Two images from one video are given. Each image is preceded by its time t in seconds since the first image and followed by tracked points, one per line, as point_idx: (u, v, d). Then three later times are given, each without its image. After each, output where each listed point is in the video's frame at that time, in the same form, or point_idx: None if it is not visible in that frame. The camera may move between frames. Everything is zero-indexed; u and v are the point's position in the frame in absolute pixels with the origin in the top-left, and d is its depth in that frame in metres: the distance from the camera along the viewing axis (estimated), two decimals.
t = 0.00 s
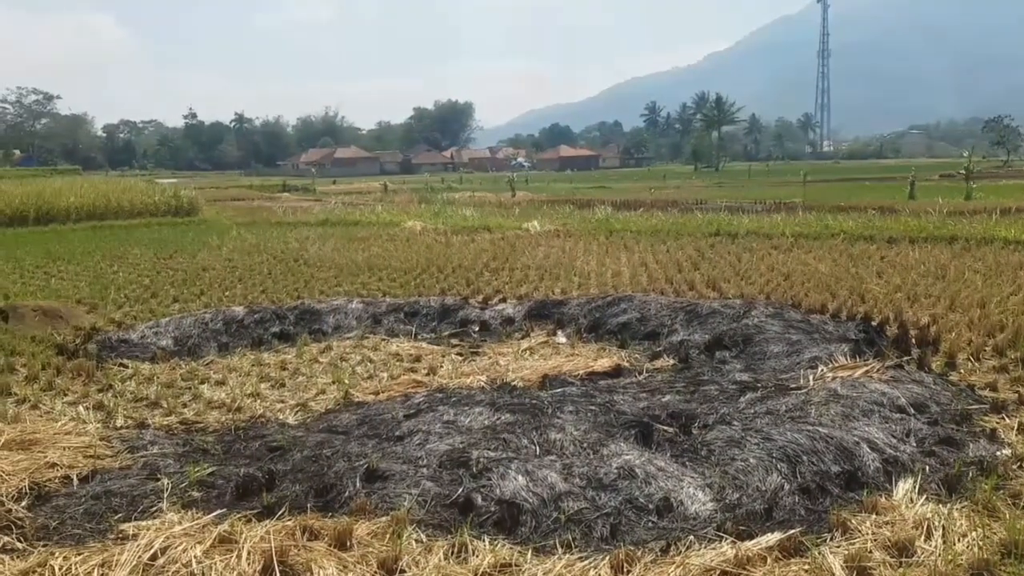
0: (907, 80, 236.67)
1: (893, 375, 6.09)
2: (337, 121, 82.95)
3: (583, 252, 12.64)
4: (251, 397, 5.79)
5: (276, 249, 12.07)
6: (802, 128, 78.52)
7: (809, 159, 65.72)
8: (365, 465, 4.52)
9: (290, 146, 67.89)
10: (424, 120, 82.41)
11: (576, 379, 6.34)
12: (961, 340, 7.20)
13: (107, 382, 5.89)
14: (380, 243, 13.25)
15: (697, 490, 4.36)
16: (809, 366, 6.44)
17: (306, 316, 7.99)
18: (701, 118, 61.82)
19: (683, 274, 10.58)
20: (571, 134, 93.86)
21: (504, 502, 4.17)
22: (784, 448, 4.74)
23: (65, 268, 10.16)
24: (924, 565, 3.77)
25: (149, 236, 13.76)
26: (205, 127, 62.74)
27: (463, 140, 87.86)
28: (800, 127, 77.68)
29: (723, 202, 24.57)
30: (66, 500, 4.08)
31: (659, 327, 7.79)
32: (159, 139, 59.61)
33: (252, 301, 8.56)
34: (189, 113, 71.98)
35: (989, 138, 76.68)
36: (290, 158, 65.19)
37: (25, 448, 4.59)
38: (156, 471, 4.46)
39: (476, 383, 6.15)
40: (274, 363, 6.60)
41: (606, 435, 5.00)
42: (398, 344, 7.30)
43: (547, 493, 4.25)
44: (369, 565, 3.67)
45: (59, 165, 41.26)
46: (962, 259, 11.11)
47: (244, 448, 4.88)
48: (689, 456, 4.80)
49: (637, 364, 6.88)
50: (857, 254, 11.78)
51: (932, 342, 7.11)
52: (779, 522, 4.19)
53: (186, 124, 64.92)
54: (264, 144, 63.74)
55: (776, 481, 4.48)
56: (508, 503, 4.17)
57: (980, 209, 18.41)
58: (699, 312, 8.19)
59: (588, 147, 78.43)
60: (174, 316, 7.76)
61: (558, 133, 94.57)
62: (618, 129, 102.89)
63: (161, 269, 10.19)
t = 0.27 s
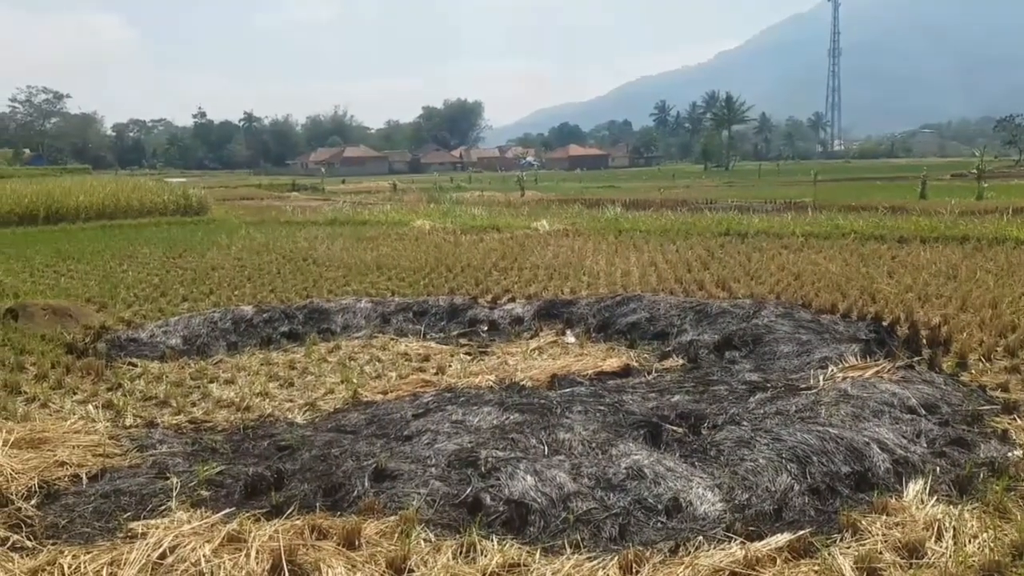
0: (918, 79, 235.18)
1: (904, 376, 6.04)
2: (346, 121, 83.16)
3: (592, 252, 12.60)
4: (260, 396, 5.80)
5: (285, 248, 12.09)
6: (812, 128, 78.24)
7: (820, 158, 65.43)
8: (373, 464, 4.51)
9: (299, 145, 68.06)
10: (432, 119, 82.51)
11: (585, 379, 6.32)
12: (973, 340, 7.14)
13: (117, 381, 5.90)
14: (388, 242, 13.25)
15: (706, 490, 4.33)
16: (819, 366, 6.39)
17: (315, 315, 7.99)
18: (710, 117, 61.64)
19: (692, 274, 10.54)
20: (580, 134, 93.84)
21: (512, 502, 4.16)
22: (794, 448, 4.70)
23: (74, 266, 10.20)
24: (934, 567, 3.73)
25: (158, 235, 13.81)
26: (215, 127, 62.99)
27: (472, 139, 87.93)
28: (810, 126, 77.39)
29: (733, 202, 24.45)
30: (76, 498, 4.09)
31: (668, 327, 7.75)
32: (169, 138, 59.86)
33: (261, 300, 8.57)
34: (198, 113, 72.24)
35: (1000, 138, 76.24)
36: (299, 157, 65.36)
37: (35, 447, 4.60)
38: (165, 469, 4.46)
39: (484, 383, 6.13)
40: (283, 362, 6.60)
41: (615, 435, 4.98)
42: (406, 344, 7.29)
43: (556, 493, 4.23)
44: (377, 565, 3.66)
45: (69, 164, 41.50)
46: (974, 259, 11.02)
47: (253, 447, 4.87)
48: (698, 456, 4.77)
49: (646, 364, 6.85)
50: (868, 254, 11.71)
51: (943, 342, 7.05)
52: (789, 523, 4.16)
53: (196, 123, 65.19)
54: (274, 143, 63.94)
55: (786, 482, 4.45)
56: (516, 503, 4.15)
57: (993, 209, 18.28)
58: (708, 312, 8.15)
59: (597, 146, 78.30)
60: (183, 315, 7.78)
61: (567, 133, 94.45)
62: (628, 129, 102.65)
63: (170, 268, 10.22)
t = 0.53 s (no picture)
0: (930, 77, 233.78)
1: (915, 376, 5.99)
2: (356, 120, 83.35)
3: (601, 251, 12.56)
4: (269, 394, 5.80)
5: (294, 247, 12.11)
6: (823, 127, 77.89)
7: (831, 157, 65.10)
8: (382, 463, 4.50)
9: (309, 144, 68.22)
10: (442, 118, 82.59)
11: (594, 378, 6.29)
12: (984, 339, 7.07)
13: (127, 379, 5.92)
14: (397, 241, 13.25)
15: (716, 490, 4.30)
16: (830, 366, 6.35)
17: (324, 314, 7.99)
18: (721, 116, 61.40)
19: (702, 273, 10.50)
20: (590, 133, 93.78)
21: (521, 502, 4.14)
22: (804, 449, 4.66)
23: (84, 265, 10.25)
24: (945, 568, 3.69)
25: (167, 234, 13.86)
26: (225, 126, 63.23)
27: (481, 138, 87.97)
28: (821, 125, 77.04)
29: (743, 201, 24.33)
30: (85, 496, 4.10)
31: (677, 326, 7.72)
32: (180, 137, 60.11)
33: (270, 299, 8.59)
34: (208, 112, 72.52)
35: (1013, 137, 75.72)
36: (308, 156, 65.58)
37: (45, 445, 4.62)
38: (175, 468, 4.47)
39: (493, 382, 6.12)
40: (292, 361, 6.61)
41: (624, 435, 4.95)
42: (415, 342, 7.29)
43: (565, 493, 4.21)
44: (386, 564, 3.65)
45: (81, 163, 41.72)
46: (986, 258, 10.93)
47: (262, 445, 4.88)
48: (707, 456, 4.74)
49: (655, 363, 6.82)
50: (879, 253, 11.63)
51: (954, 342, 6.99)
52: (799, 523, 4.13)
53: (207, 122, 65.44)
54: (283, 142, 64.14)
55: (796, 482, 4.42)
56: (525, 503, 4.13)
57: (1006, 208, 18.12)
58: (718, 312, 8.11)
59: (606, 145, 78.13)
60: (193, 313, 7.80)
61: (576, 132, 94.29)
62: (637, 127, 102.39)
63: (179, 267, 10.25)
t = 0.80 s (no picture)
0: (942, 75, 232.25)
1: (927, 375, 5.93)
2: (365, 118, 83.48)
3: (610, 249, 12.53)
4: (278, 392, 5.81)
5: (304, 245, 12.13)
6: (834, 125, 77.48)
7: (842, 156, 64.75)
8: (391, 462, 4.49)
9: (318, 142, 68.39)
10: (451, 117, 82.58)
11: (603, 377, 6.27)
12: (997, 339, 7.01)
13: (136, 377, 5.94)
14: (406, 239, 13.25)
15: (726, 490, 4.27)
16: (841, 365, 6.30)
17: (333, 312, 8.00)
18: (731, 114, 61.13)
19: (712, 271, 10.45)
20: (600, 131, 93.66)
21: (530, 501, 4.13)
22: (815, 448, 4.63)
23: (95, 263, 10.29)
24: (956, 568, 3.64)
25: (177, 232, 13.90)
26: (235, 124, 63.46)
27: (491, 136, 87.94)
28: (833, 123, 76.66)
29: (753, 199, 24.24)
30: (95, 494, 4.11)
31: (687, 325, 7.68)
32: (190, 135, 60.38)
33: (280, 297, 8.60)
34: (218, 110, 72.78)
35: None
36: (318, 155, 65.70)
37: (55, 443, 4.63)
38: (184, 466, 4.47)
39: (502, 381, 6.11)
40: (301, 359, 6.61)
41: (633, 434, 4.93)
42: (424, 341, 7.28)
43: (574, 492, 4.19)
44: (395, 562, 3.64)
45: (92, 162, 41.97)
46: (999, 257, 10.84)
47: (271, 443, 4.88)
48: (717, 456, 4.70)
49: (665, 362, 6.79)
50: (890, 252, 11.55)
51: (966, 341, 6.93)
52: (809, 523, 4.09)
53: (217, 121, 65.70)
54: (293, 140, 64.29)
55: (807, 482, 4.38)
56: (533, 502, 4.12)
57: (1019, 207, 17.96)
58: (729, 311, 8.06)
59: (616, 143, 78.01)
60: (203, 312, 7.82)
61: (586, 130, 94.13)
62: (647, 125, 102.15)
63: (189, 265, 10.29)
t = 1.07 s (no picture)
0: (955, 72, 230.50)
1: (939, 374, 5.88)
2: (375, 117, 83.62)
3: (620, 248, 12.50)
4: (288, 390, 5.82)
5: (313, 244, 12.15)
6: (846, 123, 77.04)
7: (853, 154, 64.36)
8: (400, 461, 4.49)
9: (329, 141, 68.55)
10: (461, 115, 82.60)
11: (613, 376, 6.25)
12: (1010, 338, 6.94)
13: (147, 375, 5.96)
14: (415, 238, 13.25)
15: (736, 490, 4.24)
16: (852, 364, 6.25)
17: (343, 311, 8.00)
18: (742, 112, 60.86)
19: (723, 270, 10.40)
20: (610, 130, 93.50)
21: (539, 499, 4.12)
22: (826, 448, 4.60)
23: (105, 262, 10.34)
24: (969, 568, 3.61)
25: (188, 231, 13.95)
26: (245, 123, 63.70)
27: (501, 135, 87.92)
28: (845, 121, 76.25)
29: (763, 198, 24.13)
30: (106, 492, 4.12)
31: (697, 324, 7.64)
32: (201, 134, 60.64)
33: (289, 295, 8.62)
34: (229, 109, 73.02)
35: None
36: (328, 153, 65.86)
37: (66, 441, 4.65)
38: (194, 463, 4.48)
39: (511, 379, 6.10)
40: (311, 357, 6.62)
41: (643, 433, 4.91)
42: (433, 339, 7.28)
43: (583, 491, 4.17)
44: (404, 560, 3.64)
45: (105, 160, 42.21)
46: (1012, 256, 10.74)
47: (281, 441, 4.88)
48: (728, 455, 4.67)
49: (675, 361, 6.76)
50: (902, 251, 11.47)
51: (978, 341, 6.87)
52: (820, 523, 4.06)
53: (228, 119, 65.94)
54: (303, 139, 64.46)
55: (818, 482, 4.35)
56: (543, 501, 4.11)
57: None
58: (739, 309, 8.02)
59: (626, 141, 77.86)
60: (213, 310, 7.84)
61: (596, 128, 93.94)
62: (657, 123, 101.92)
63: (199, 264, 10.32)
